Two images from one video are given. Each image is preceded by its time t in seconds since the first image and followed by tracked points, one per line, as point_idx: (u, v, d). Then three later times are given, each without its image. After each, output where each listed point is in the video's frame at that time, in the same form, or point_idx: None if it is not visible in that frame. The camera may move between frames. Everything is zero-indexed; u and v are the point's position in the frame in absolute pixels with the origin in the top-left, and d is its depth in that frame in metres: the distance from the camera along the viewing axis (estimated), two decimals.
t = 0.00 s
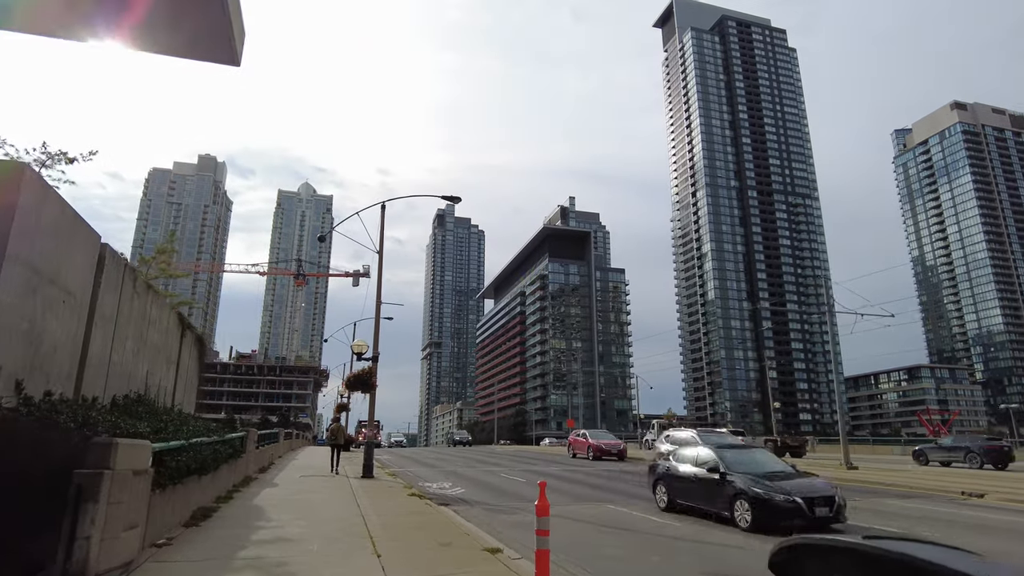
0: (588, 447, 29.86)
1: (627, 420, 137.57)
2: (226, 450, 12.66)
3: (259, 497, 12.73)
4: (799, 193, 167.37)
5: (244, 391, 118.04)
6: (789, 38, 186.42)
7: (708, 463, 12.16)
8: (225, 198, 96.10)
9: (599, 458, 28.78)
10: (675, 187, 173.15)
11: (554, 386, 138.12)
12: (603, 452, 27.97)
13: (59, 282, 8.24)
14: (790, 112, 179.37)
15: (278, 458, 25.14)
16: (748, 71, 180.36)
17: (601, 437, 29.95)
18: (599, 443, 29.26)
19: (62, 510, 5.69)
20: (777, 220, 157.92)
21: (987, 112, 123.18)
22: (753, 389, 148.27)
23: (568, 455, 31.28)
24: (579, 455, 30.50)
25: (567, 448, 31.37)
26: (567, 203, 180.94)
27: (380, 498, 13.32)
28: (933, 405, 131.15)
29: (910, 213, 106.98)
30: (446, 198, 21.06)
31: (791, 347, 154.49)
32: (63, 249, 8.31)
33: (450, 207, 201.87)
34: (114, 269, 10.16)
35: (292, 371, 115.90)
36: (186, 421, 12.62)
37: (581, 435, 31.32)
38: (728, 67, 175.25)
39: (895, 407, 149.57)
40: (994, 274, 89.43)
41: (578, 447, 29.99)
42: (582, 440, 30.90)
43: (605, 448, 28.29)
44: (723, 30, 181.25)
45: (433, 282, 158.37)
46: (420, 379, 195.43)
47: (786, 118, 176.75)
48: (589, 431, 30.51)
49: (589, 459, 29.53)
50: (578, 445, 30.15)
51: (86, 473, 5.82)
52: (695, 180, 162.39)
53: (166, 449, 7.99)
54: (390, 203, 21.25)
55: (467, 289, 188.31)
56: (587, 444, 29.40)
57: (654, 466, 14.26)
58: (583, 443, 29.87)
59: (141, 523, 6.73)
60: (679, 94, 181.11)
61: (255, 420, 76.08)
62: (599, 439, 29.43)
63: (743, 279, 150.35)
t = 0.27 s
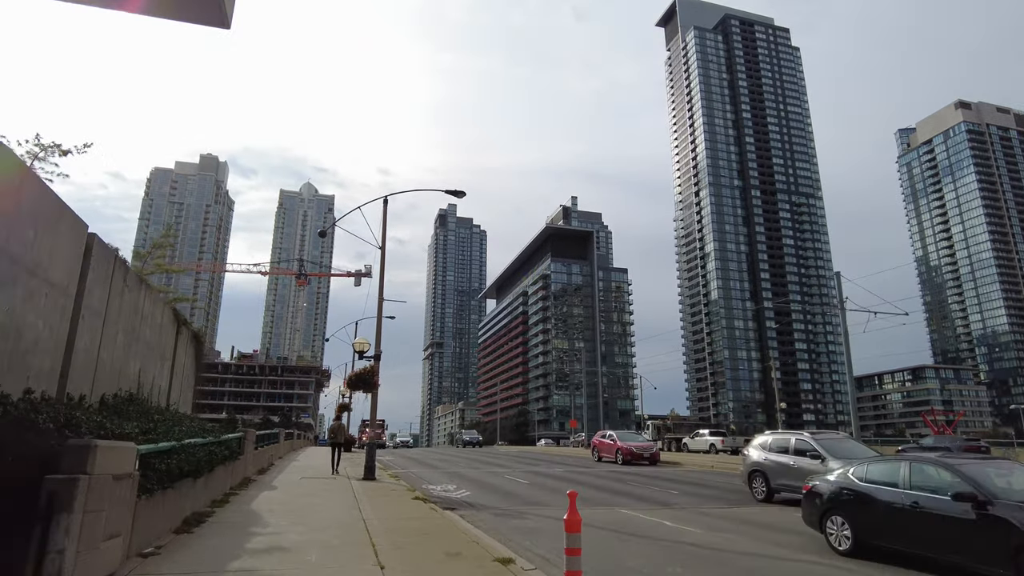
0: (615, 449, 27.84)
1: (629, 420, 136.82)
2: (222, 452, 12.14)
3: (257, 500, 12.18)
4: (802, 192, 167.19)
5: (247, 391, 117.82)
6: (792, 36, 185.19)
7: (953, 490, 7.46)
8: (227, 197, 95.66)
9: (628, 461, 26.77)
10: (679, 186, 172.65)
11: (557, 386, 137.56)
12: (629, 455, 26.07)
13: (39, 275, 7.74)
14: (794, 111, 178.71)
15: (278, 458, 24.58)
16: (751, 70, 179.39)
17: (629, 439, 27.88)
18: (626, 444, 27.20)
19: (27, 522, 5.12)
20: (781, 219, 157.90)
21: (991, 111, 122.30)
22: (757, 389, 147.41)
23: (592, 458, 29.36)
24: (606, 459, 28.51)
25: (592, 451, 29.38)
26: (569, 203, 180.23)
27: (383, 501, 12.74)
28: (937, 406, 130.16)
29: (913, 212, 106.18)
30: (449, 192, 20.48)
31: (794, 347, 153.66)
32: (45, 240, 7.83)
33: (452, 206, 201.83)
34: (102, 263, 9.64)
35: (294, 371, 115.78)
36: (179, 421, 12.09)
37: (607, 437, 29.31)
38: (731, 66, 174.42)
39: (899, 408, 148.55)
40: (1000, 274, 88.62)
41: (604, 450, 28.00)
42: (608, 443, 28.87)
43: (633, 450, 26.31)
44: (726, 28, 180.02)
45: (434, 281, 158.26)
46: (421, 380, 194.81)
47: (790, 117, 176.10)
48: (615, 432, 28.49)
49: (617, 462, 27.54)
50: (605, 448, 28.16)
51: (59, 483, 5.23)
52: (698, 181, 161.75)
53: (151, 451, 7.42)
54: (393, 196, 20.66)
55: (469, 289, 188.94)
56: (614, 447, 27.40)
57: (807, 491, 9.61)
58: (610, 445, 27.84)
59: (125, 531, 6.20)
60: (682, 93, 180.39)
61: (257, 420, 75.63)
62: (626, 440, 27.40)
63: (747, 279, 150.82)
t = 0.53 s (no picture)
0: (649, 452, 25.45)
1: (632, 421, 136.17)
2: (218, 452, 11.59)
3: (254, 503, 11.59)
4: (805, 191, 166.82)
5: (247, 391, 117.26)
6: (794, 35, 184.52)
7: None
8: (228, 197, 95.26)
9: (664, 464, 24.36)
10: (681, 186, 171.97)
11: (559, 386, 136.88)
12: (665, 456, 23.77)
13: (15, 261, 7.20)
14: (796, 110, 178.15)
15: (277, 459, 23.99)
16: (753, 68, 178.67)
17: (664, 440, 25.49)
18: (661, 445, 24.79)
19: None
20: (783, 219, 157.33)
21: (994, 110, 121.79)
22: (760, 389, 146.67)
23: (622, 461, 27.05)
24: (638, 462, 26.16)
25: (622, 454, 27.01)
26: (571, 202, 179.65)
27: (387, 504, 12.15)
28: (941, 406, 129.53)
29: (915, 211, 105.61)
30: (453, 185, 19.90)
31: (797, 347, 153.04)
32: (22, 225, 7.30)
33: (453, 206, 201.31)
34: (88, 251, 9.09)
35: (295, 371, 115.35)
36: (173, 420, 11.53)
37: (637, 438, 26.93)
38: (733, 65, 173.70)
39: (903, 407, 147.85)
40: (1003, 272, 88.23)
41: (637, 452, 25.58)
42: (640, 445, 26.48)
43: (670, 452, 23.95)
44: (728, 27, 179.39)
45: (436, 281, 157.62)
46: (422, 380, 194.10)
47: (792, 116, 175.48)
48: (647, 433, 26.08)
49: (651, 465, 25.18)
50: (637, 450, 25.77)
51: (27, 486, 4.68)
52: (700, 180, 161.12)
53: (138, 451, 6.88)
54: (393, 188, 20.03)
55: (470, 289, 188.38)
56: (648, 448, 25.00)
57: None
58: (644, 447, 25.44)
59: (104, 539, 5.63)
60: (684, 92, 179.66)
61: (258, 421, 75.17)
62: (662, 441, 25.00)
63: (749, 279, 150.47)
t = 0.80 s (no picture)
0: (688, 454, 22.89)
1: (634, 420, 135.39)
2: (214, 451, 11.08)
3: (253, 506, 11.07)
4: (808, 190, 166.15)
5: (248, 391, 116.74)
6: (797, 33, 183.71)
7: None
8: (230, 197, 94.74)
9: (707, 467, 21.87)
10: (684, 185, 171.22)
11: (561, 386, 136.14)
12: (708, 460, 21.24)
13: None
14: (799, 108, 177.46)
15: (276, 459, 23.46)
16: (755, 67, 177.78)
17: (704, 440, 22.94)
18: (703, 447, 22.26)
19: None
20: (786, 218, 156.66)
21: (998, 108, 121.07)
22: (763, 389, 145.88)
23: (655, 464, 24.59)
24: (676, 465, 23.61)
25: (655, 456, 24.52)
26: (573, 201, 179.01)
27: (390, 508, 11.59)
28: (945, 405, 128.72)
29: (919, 210, 104.89)
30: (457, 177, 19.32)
31: (801, 346, 152.27)
32: None
33: (455, 205, 200.73)
34: (76, 241, 8.62)
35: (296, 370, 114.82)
36: (168, 419, 11.05)
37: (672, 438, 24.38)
38: (735, 63, 172.85)
39: (907, 407, 147.02)
40: (1006, 270, 87.95)
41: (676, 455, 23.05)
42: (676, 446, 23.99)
43: (713, 455, 21.42)
44: (731, 25, 178.54)
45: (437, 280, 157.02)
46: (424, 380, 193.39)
47: (795, 115, 174.82)
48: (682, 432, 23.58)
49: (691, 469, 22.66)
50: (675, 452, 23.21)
51: None
52: (703, 179, 160.38)
53: (125, 451, 6.39)
54: (395, 180, 19.47)
55: (472, 288, 187.79)
56: (688, 450, 22.43)
57: None
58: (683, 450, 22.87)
59: (78, 550, 5.10)
60: (686, 91, 178.87)
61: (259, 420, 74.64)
62: (703, 441, 22.46)
63: (752, 278, 149.97)
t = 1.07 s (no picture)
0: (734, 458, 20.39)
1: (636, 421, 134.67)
2: (204, 454, 10.53)
3: (245, 512, 10.49)
4: (810, 190, 165.59)
5: (249, 392, 116.14)
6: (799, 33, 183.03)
7: None
8: (230, 197, 94.23)
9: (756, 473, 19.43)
10: (685, 184, 170.53)
11: (563, 386, 135.42)
12: (761, 465, 18.77)
13: None
14: (801, 107, 176.79)
15: (272, 461, 22.90)
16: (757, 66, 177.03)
17: (751, 442, 20.43)
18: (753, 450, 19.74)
19: None
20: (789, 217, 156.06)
21: (1001, 107, 120.44)
22: (765, 389, 145.24)
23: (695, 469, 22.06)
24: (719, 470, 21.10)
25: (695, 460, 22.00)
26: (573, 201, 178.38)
27: (389, 514, 11.00)
28: (949, 405, 128.04)
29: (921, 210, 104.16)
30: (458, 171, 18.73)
31: (803, 346, 151.60)
32: None
33: (455, 205, 200.15)
34: (53, 231, 8.04)
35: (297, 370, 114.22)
36: (156, 420, 10.50)
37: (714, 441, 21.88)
38: (737, 63, 172.01)
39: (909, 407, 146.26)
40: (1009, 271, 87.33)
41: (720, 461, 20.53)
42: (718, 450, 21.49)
43: (765, 460, 18.98)
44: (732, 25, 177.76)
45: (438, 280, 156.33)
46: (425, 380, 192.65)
47: (797, 114, 174.23)
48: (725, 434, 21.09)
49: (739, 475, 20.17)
50: (719, 456, 20.71)
51: None
52: (705, 179, 159.71)
53: (100, 456, 5.85)
54: (395, 174, 18.85)
55: (473, 289, 187.20)
56: (736, 454, 19.92)
57: None
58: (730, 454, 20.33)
59: (37, 568, 4.53)
60: (687, 90, 178.20)
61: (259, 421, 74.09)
62: (751, 444, 19.97)
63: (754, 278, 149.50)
